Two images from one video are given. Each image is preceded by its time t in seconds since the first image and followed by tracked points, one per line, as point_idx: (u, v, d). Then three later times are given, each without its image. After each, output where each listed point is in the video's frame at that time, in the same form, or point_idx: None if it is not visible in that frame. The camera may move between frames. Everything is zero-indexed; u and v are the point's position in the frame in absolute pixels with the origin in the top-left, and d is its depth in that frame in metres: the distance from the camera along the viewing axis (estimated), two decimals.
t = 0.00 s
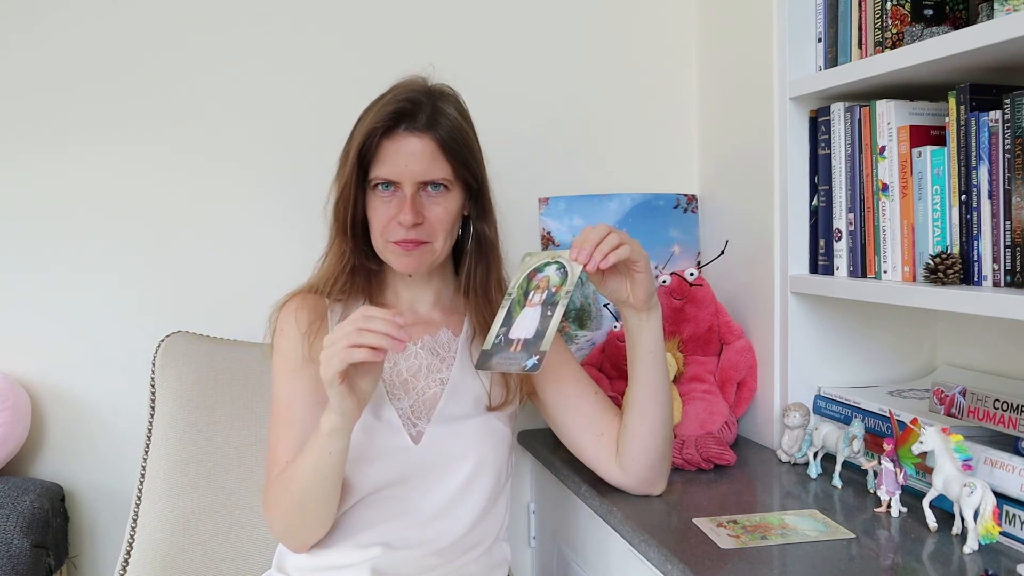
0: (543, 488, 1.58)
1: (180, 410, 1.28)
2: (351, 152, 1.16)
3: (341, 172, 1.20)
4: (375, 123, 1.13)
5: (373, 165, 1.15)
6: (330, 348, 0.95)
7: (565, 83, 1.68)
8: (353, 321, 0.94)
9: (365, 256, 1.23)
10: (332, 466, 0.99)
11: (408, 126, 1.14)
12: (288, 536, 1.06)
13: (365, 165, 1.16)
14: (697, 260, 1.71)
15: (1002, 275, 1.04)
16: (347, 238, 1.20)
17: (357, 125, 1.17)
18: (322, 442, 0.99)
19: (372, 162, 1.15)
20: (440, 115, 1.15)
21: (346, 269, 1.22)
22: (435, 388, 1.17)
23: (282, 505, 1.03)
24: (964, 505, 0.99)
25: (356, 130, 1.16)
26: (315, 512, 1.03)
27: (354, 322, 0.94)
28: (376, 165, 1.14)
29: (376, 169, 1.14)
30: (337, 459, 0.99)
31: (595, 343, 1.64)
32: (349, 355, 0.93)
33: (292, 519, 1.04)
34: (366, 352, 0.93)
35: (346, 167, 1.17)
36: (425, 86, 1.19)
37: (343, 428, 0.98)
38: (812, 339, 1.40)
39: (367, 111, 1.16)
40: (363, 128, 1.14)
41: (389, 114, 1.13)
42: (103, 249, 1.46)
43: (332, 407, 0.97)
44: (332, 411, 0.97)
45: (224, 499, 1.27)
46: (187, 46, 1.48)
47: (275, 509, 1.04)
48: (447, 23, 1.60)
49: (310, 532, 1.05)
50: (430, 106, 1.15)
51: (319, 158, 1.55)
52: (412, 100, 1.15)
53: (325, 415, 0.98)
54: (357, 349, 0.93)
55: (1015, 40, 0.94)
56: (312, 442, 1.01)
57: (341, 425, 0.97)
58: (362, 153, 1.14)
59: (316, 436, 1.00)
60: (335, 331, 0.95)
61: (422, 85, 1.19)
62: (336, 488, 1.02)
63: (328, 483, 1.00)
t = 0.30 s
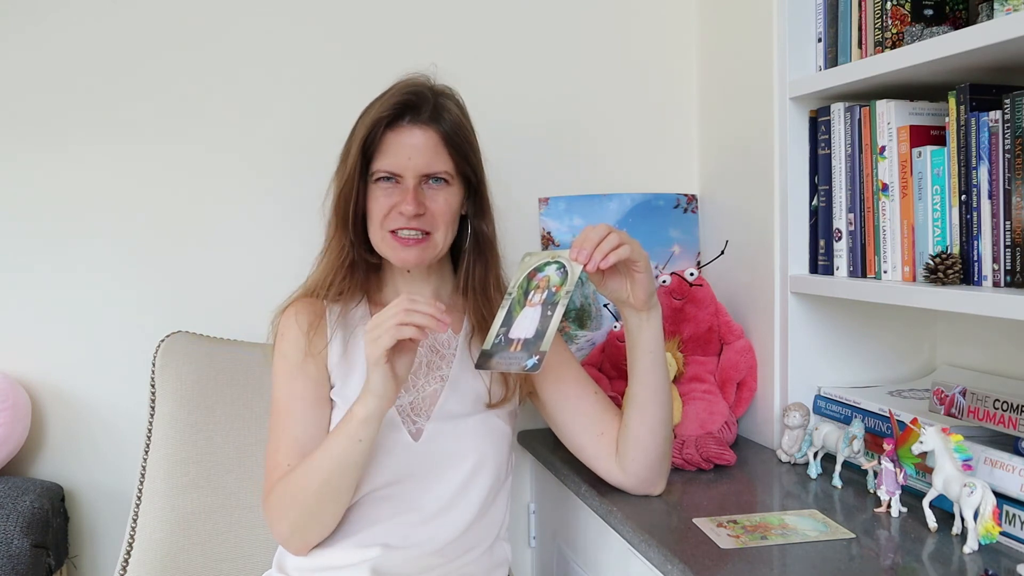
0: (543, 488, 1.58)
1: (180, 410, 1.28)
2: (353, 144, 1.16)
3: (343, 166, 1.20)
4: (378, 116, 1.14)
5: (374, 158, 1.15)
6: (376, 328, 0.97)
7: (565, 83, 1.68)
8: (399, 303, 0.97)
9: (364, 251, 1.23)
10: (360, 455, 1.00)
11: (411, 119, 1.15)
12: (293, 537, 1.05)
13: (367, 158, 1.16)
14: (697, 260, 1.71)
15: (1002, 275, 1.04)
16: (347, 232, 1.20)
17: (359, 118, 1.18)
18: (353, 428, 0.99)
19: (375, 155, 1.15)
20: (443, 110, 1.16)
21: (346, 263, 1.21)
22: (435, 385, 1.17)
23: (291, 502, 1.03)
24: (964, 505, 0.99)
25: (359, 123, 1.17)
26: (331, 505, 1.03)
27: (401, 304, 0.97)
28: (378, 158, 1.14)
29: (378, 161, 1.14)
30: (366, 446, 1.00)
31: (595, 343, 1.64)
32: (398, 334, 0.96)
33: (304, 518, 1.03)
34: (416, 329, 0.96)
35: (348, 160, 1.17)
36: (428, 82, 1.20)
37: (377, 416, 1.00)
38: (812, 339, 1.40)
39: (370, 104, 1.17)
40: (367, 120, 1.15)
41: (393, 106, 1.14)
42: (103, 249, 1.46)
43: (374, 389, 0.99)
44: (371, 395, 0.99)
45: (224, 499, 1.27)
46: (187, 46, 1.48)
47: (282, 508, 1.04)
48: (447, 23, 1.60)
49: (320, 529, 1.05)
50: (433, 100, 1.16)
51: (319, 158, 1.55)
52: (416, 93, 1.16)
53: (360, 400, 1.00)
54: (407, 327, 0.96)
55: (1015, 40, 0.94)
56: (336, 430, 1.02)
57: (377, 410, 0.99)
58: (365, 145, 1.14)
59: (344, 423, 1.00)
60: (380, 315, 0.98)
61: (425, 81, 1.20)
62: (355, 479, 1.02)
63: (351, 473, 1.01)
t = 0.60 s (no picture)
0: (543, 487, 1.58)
1: (180, 410, 1.28)
2: (353, 147, 1.16)
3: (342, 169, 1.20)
4: (379, 120, 1.13)
5: (373, 162, 1.15)
6: (339, 341, 0.96)
7: (565, 83, 1.68)
8: (364, 313, 0.96)
9: (363, 254, 1.23)
10: (336, 466, 0.99)
11: (411, 124, 1.14)
12: (283, 540, 1.05)
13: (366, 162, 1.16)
14: (697, 259, 1.71)
15: (1002, 275, 1.04)
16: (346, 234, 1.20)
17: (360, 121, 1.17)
18: (325, 440, 0.99)
19: (373, 159, 1.15)
20: (443, 115, 1.16)
21: (346, 265, 1.21)
22: (436, 387, 1.16)
23: (279, 507, 1.02)
24: (964, 505, 0.99)
25: (359, 126, 1.17)
26: (314, 514, 1.02)
27: (364, 314, 0.95)
28: (377, 162, 1.14)
29: (377, 165, 1.14)
30: (341, 458, 0.99)
31: (595, 343, 1.64)
32: (359, 346, 0.94)
33: (291, 522, 1.03)
34: (376, 343, 0.95)
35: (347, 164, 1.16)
36: (430, 86, 1.20)
37: (349, 426, 0.98)
38: (812, 338, 1.40)
39: (371, 108, 1.17)
40: (367, 124, 1.14)
41: (393, 111, 1.14)
42: (103, 249, 1.46)
43: (340, 403, 0.98)
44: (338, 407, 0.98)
45: (224, 499, 1.27)
46: (186, 46, 1.48)
47: (271, 513, 1.04)
48: (447, 23, 1.60)
49: (307, 535, 1.04)
50: (434, 106, 1.16)
51: (319, 158, 1.55)
52: (417, 99, 1.15)
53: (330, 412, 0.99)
54: (368, 341, 0.95)
55: (1015, 40, 0.94)
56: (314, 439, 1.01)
57: (345, 423, 0.98)
58: (364, 150, 1.14)
59: (319, 434, 1.00)
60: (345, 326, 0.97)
61: (428, 85, 1.19)
62: (336, 488, 1.01)
63: (329, 483, 1.00)
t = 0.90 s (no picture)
0: (543, 487, 1.58)
1: (180, 410, 1.28)
2: (359, 148, 1.15)
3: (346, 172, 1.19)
4: (385, 121, 1.13)
5: (379, 163, 1.14)
6: (328, 357, 0.94)
7: (565, 83, 1.68)
8: (351, 328, 0.94)
9: (366, 256, 1.23)
10: (331, 476, 0.99)
11: (417, 125, 1.14)
12: (285, 544, 1.05)
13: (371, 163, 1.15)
14: (697, 260, 1.71)
15: (1002, 275, 1.04)
16: (349, 236, 1.20)
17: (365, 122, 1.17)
18: (320, 451, 0.98)
19: (379, 160, 1.14)
20: (448, 115, 1.16)
21: (347, 268, 1.21)
22: (437, 388, 1.16)
23: (280, 512, 1.03)
24: (964, 505, 0.99)
25: (363, 128, 1.16)
26: (313, 520, 1.02)
27: (351, 330, 0.93)
28: (383, 163, 1.14)
29: (383, 167, 1.13)
30: (335, 468, 0.99)
31: (595, 343, 1.64)
32: (347, 363, 0.93)
33: (289, 526, 1.03)
34: (365, 357, 0.93)
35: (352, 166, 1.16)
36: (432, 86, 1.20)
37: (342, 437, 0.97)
38: (812, 339, 1.40)
39: (376, 108, 1.16)
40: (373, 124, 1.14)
41: (399, 112, 1.14)
42: (103, 249, 1.46)
43: (332, 416, 0.96)
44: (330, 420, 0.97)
45: (224, 499, 1.27)
46: (186, 46, 1.48)
47: (273, 517, 1.04)
48: (447, 23, 1.60)
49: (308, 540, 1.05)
50: (438, 106, 1.16)
51: (318, 158, 1.55)
52: (422, 99, 1.16)
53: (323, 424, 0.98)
54: (357, 357, 0.93)
55: (1015, 40, 0.94)
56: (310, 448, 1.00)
57: (338, 435, 0.97)
58: (371, 151, 1.13)
59: (314, 444, 0.99)
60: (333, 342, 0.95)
61: (430, 84, 1.20)
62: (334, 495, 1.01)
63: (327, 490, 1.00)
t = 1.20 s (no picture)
0: (543, 487, 1.58)
1: (180, 410, 1.28)
2: (365, 145, 1.14)
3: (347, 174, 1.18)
4: (392, 116, 1.13)
5: (386, 158, 1.14)
6: (407, 386, 0.96)
7: (565, 83, 1.68)
8: (433, 362, 0.96)
9: (374, 254, 1.23)
10: (371, 490, 1.00)
11: (421, 117, 1.16)
12: (297, 554, 1.05)
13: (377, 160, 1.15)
14: (697, 259, 1.71)
15: (1002, 275, 1.04)
16: (356, 236, 1.19)
17: (366, 118, 1.16)
18: (367, 467, 0.99)
19: (385, 155, 1.14)
20: (446, 106, 1.19)
21: (357, 270, 1.21)
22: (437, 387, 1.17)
23: (295, 522, 1.02)
24: (964, 505, 0.99)
25: (365, 124, 1.16)
26: (335, 530, 1.02)
27: (433, 363, 0.96)
28: (390, 158, 1.14)
29: (392, 161, 1.14)
30: (377, 484, 1.00)
31: (595, 343, 1.64)
32: (429, 395, 0.95)
33: (309, 538, 1.03)
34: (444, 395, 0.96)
35: (357, 163, 1.15)
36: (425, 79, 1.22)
37: (390, 459, 0.98)
38: (812, 338, 1.40)
39: (376, 104, 1.16)
40: (379, 119, 1.14)
41: (402, 107, 1.14)
42: (103, 249, 1.46)
43: (392, 436, 0.98)
44: (388, 439, 0.98)
45: (224, 499, 1.27)
46: (186, 45, 1.48)
47: (286, 528, 1.03)
48: (447, 23, 1.60)
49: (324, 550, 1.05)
50: (437, 97, 1.18)
51: (318, 158, 1.55)
52: (421, 93, 1.17)
53: (376, 442, 0.98)
54: (438, 390, 0.96)
55: (1015, 40, 0.94)
56: (348, 463, 1.00)
57: (392, 454, 0.98)
58: (378, 146, 1.13)
59: (356, 460, 0.99)
60: (411, 370, 0.96)
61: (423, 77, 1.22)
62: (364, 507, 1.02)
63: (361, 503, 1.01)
